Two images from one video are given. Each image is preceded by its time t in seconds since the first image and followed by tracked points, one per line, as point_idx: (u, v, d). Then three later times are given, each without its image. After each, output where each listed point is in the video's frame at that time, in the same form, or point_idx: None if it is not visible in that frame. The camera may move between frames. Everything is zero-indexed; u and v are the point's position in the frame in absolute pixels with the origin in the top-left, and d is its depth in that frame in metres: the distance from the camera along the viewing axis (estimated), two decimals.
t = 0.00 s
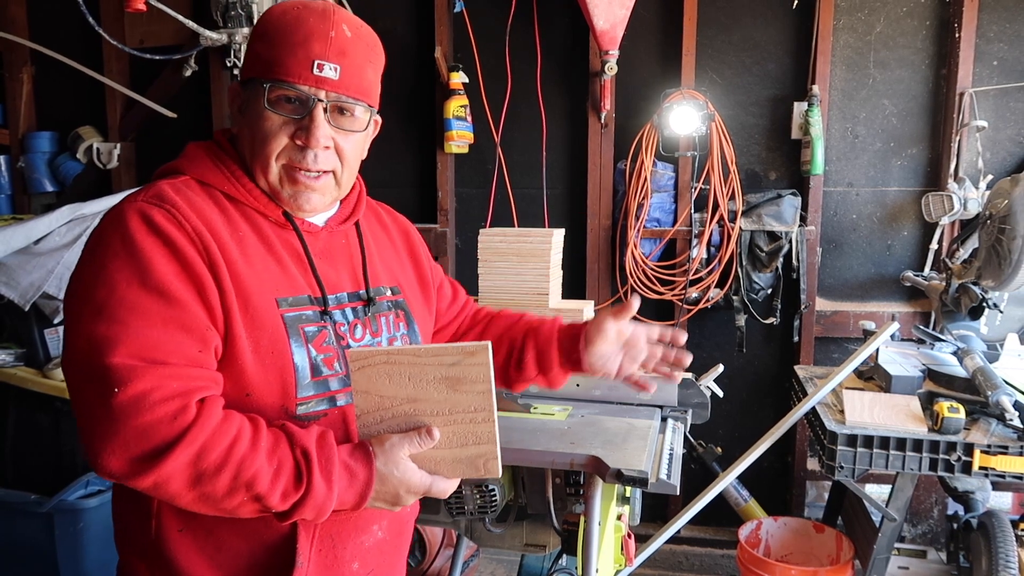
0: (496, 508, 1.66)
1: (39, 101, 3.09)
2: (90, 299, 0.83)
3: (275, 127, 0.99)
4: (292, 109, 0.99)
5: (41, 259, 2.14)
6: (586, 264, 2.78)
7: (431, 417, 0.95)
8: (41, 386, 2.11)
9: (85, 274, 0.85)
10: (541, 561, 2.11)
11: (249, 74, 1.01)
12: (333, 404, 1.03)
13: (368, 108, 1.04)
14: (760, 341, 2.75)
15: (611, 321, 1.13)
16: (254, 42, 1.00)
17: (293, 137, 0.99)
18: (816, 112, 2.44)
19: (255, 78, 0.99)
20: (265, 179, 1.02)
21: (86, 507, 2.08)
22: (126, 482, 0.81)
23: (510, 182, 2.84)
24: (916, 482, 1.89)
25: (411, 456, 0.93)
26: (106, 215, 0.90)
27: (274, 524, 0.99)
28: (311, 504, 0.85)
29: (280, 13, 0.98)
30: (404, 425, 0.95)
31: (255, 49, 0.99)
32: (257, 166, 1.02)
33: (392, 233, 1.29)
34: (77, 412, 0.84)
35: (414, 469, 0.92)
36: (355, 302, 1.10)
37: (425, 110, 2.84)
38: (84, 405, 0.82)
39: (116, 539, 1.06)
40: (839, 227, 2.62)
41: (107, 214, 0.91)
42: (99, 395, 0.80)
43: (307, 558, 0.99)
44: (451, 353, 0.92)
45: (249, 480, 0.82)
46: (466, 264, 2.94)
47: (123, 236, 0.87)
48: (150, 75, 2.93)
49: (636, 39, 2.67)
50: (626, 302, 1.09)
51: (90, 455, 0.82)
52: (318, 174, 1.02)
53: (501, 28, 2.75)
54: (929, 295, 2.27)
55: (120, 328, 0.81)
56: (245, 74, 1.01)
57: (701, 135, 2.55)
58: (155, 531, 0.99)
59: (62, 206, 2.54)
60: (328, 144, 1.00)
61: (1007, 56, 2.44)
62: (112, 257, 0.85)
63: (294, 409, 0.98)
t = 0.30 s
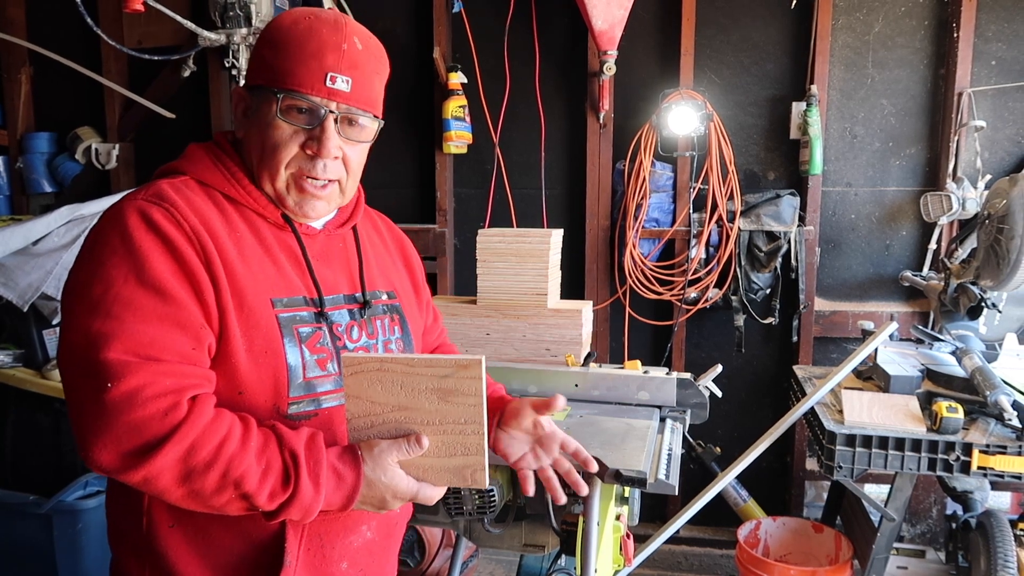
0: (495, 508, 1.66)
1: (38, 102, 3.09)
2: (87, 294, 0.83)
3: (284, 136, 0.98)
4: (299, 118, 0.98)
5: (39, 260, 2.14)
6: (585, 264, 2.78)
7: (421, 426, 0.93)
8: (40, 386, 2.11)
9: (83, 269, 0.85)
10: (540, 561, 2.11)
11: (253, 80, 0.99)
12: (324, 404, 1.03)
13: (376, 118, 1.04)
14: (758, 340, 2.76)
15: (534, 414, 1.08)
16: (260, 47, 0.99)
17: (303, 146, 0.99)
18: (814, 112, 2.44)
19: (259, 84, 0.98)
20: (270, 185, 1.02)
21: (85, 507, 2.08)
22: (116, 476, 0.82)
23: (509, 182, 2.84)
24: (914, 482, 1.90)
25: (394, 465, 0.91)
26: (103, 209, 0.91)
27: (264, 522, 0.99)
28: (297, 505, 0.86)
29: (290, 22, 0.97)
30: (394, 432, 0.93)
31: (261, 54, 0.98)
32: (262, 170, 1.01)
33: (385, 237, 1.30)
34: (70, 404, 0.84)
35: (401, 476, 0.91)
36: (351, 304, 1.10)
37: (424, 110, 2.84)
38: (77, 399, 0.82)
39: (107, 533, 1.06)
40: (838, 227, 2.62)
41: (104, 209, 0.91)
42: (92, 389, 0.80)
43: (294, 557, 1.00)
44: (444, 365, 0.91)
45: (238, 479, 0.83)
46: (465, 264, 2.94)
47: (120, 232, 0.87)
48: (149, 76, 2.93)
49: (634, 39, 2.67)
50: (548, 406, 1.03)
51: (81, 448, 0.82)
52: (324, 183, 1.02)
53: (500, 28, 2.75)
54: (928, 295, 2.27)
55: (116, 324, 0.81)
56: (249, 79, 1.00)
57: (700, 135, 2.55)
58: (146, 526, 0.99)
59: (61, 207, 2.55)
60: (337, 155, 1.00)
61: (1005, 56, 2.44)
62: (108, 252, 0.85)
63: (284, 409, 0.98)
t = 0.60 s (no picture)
0: (493, 508, 1.66)
1: (35, 102, 3.08)
2: (86, 300, 0.83)
3: (276, 138, 0.98)
4: (291, 119, 0.98)
5: (37, 260, 2.14)
6: (583, 264, 2.79)
7: (424, 418, 0.95)
8: (38, 387, 2.10)
9: (80, 275, 0.85)
10: (538, 561, 2.12)
11: (239, 82, 0.99)
12: (327, 400, 1.03)
13: (363, 116, 1.05)
14: (757, 341, 2.76)
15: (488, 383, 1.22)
16: (244, 49, 0.98)
17: (295, 147, 0.99)
18: (812, 112, 2.44)
19: (246, 86, 0.98)
20: (264, 186, 1.02)
21: (83, 508, 2.08)
22: (125, 480, 0.81)
23: (507, 182, 2.84)
24: (912, 482, 1.90)
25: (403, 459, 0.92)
26: (100, 216, 0.90)
27: (268, 519, 0.99)
28: (306, 501, 0.86)
29: (274, 24, 0.96)
30: (398, 426, 0.94)
31: (247, 56, 0.98)
32: (254, 172, 1.01)
33: (375, 235, 1.30)
34: (74, 411, 0.83)
35: (406, 469, 0.92)
36: (346, 301, 1.11)
37: (422, 110, 2.84)
38: (82, 406, 0.82)
39: (111, 539, 1.06)
40: (836, 227, 2.62)
41: (101, 215, 0.90)
42: (96, 394, 0.80)
43: (302, 553, 1.00)
44: (445, 358, 0.93)
45: (246, 477, 0.83)
46: (463, 265, 2.93)
47: (119, 236, 0.87)
48: (147, 76, 2.93)
49: (632, 39, 2.67)
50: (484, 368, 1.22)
51: (87, 454, 0.82)
52: (318, 182, 1.03)
53: (498, 28, 2.75)
54: (926, 295, 2.27)
55: (118, 328, 0.81)
56: (234, 81, 0.99)
57: (698, 135, 2.55)
58: (150, 530, 0.99)
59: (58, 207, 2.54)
60: (330, 154, 1.01)
61: (1003, 57, 2.44)
62: (108, 256, 0.85)
63: (287, 407, 0.99)
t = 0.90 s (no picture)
0: (492, 509, 1.66)
1: (33, 102, 3.08)
2: (85, 305, 0.83)
3: (271, 139, 0.98)
4: (287, 120, 0.98)
5: (36, 261, 2.14)
6: (582, 264, 2.79)
7: (425, 417, 0.95)
8: (37, 389, 2.11)
9: (79, 281, 0.85)
10: (537, 561, 2.12)
11: (234, 84, 0.99)
12: (329, 399, 1.04)
13: (359, 116, 1.05)
14: (755, 341, 2.76)
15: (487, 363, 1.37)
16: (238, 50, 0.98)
17: (290, 148, 0.99)
18: (811, 113, 2.44)
19: (241, 88, 0.98)
20: (261, 188, 1.02)
21: (82, 509, 2.07)
22: (128, 483, 0.82)
23: (506, 183, 2.84)
24: (910, 482, 1.90)
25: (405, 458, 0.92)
26: (99, 221, 0.90)
27: (270, 520, 0.99)
28: (308, 502, 0.86)
29: (268, 25, 0.96)
30: (399, 425, 0.95)
31: (241, 58, 0.97)
32: (251, 174, 1.01)
33: (372, 235, 1.30)
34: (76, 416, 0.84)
35: (408, 467, 0.92)
36: (343, 301, 1.11)
37: (421, 111, 2.84)
38: (83, 410, 0.82)
39: (113, 542, 1.06)
40: (834, 227, 2.63)
41: (100, 220, 0.90)
42: (97, 399, 0.80)
43: (304, 553, 1.00)
44: (444, 355, 0.93)
45: (248, 479, 0.83)
46: (462, 265, 2.93)
47: (117, 241, 0.87)
48: (145, 76, 2.93)
49: (631, 40, 2.68)
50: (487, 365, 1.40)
51: (90, 458, 0.83)
52: (314, 184, 1.03)
53: (496, 29, 2.75)
54: (924, 295, 2.28)
55: (118, 332, 0.81)
56: (228, 83, 0.99)
57: (696, 136, 2.56)
58: (153, 533, 0.99)
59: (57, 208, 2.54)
60: (326, 155, 1.01)
61: (1001, 58, 2.45)
62: (107, 261, 0.85)
63: (288, 407, 0.99)
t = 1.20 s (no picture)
0: (491, 510, 1.66)
1: (33, 103, 3.08)
2: (90, 302, 0.83)
3: (311, 164, 0.98)
4: (332, 150, 0.98)
5: (36, 261, 2.14)
6: (582, 265, 2.79)
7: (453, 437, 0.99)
8: (37, 390, 2.12)
9: (83, 277, 0.85)
10: (537, 562, 2.12)
11: (272, 99, 0.96)
12: (330, 400, 1.04)
13: (386, 145, 1.08)
14: (755, 342, 2.76)
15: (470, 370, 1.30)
16: (278, 66, 0.95)
17: (330, 174, 1.01)
18: (810, 113, 2.44)
19: (280, 105, 0.95)
20: (288, 204, 1.03)
21: (82, 509, 2.08)
22: (134, 477, 0.82)
23: (505, 184, 2.84)
24: (910, 482, 1.90)
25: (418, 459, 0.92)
26: (103, 218, 0.91)
27: (265, 521, 0.99)
28: (315, 490, 0.85)
29: (319, 49, 0.94)
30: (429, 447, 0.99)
31: (284, 75, 0.94)
32: (279, 190, 1.02)
33: (375, 237, 1.30)
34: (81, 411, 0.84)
35: (415, 470, 0.89)
36: (343, 302, 1.11)
37: (421, 111, 2.84)
38: (89, 406, 0.83)
39: (108, 538, 1.07)
40: (834, 228, 2.63)
41: (104, 217, 0.91)
42: (103, 393, 0.81)
43: (298, 554, 1.00)
44: (485, 378, 1.05)
45: (256, 466, 0.83)
46: (462, 266, 2.93)
47: (121, 238, 0.87)
48: (145, 77, 2.93)
49: (630, 41, 2.68)
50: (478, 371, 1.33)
51: (96, 453, 0.83)
52: (338, 206, 1.05)
53: (496, 29, 2.75)
54: (924, 296, 2.28)
55: (124, 329, 0.82)
56: (262, 95, 0.96)
57: (696, 137, 2.56)
58: (148, 530, 1.00)
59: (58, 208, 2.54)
60: (360, 183, 1.03)
61: (1000, 58, 2.45)
62: (112, 257, 0.86)
63: (289, 406, 0.99)
